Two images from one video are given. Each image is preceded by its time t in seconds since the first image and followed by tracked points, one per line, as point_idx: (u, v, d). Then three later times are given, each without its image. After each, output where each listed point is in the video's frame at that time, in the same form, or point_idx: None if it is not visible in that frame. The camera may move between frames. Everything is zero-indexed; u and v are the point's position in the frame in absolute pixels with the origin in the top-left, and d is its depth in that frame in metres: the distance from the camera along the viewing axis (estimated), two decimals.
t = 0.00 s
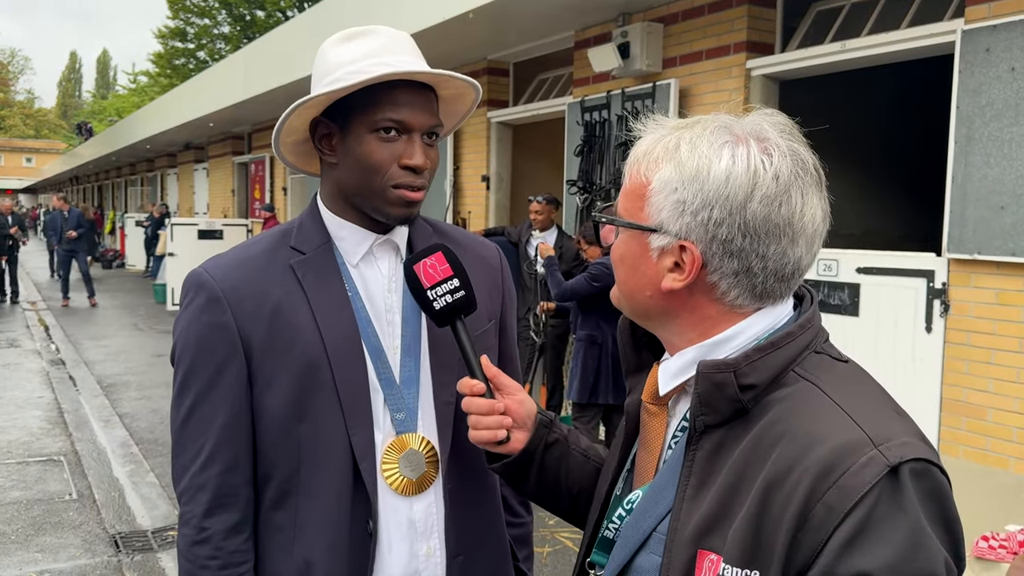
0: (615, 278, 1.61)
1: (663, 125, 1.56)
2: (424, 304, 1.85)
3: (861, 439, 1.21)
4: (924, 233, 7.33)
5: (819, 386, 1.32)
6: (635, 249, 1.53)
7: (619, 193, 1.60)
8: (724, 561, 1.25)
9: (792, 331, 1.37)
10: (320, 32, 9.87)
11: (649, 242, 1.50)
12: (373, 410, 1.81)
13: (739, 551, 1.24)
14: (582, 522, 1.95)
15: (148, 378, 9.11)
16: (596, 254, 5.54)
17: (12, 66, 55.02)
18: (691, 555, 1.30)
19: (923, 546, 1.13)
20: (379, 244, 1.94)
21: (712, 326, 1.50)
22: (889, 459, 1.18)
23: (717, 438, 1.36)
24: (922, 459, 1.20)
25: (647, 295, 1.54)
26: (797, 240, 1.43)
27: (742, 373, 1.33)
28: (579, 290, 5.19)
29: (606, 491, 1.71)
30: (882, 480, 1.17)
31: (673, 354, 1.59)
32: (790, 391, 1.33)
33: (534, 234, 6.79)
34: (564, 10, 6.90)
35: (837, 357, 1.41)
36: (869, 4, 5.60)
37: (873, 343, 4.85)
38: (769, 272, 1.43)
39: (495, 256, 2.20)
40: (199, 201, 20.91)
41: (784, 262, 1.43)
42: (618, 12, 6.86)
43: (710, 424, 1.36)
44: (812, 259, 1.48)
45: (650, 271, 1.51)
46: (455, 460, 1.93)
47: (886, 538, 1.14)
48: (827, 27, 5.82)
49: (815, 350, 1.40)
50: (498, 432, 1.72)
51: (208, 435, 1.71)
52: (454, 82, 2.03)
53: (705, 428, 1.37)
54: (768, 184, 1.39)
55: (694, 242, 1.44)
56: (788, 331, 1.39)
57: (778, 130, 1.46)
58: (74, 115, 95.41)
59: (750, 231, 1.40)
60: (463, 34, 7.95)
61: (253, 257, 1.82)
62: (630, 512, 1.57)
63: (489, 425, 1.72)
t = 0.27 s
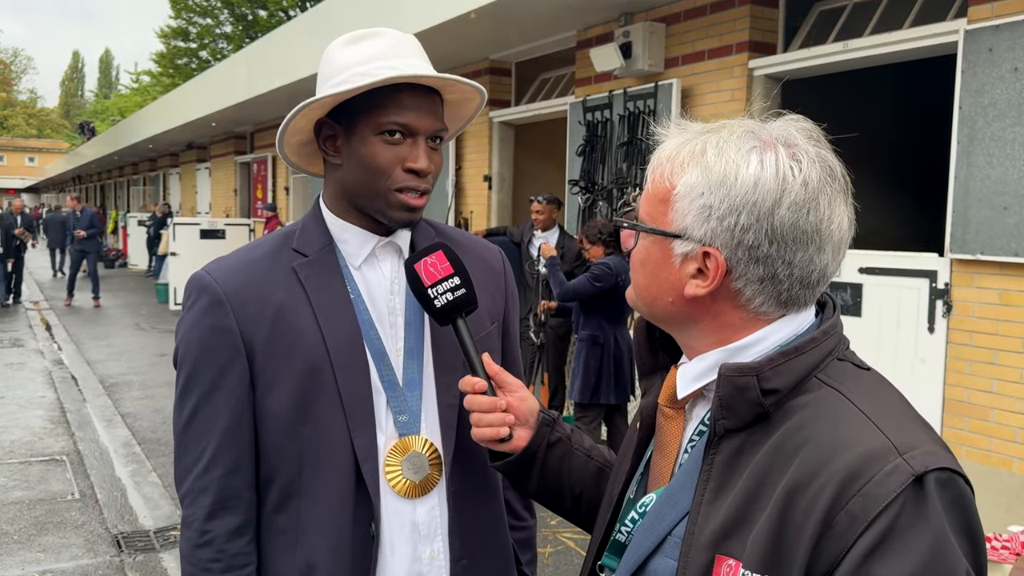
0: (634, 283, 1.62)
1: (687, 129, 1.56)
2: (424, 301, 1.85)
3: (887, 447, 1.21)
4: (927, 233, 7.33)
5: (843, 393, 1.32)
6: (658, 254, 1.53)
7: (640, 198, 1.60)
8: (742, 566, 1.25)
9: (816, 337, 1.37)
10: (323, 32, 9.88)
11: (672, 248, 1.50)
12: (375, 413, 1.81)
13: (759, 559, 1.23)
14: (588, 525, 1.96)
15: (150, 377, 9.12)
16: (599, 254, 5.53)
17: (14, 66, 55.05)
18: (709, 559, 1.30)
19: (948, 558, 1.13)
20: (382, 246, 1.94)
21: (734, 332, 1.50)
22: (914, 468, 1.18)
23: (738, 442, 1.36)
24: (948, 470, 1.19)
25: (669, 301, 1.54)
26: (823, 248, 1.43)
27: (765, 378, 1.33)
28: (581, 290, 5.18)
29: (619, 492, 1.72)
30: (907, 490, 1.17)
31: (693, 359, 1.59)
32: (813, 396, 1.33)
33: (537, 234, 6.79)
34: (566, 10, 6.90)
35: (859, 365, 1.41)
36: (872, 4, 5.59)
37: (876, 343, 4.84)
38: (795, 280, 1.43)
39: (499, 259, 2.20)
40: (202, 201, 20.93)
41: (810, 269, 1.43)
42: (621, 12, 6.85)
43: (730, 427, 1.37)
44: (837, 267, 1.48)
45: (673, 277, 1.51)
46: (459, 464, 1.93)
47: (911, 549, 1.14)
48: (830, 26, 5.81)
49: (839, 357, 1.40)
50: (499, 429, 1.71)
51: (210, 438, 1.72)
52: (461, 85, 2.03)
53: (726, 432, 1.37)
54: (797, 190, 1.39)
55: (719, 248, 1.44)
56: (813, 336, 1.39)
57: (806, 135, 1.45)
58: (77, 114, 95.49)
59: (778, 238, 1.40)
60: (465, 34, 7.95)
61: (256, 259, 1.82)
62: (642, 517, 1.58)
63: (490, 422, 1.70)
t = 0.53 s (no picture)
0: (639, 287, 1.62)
1: (693, 132, 1.56)
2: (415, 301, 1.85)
3: (897, 453, 1.21)
4: (928, 233, 7.32)
5: (850, 398, 1.32)
6: (664, 258, 1.53)
7: (645, 202, 1.60)
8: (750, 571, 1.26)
9: (823, 341, 1.37)
10: (324, 32, 9.89)
11: (679, 252, 1.50)
12: (374, 415, 1.81)
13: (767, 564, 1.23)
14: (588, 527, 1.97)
15: (151, 377, 9.14)
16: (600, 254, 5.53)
17: (17, 66, 55.13)
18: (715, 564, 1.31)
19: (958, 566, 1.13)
20: (380, 247, 1.94)
21: (741, 337, 1.50)
22: (925, 475, 1.18)
23: (745, 447, 1.36)
24: (959, 477, 1.19)
25: (675, 306, 1.54)
26: (834, 252, 1.43)
27: (773, 381, 1.33)
28: (582, 291, 5.18)
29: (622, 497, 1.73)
30: (918, 497, 1.17)
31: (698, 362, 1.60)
32: (820, 401, 1.33)
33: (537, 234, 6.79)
34: (567, 10, 6.90)
35: (866, 370, 1.41)
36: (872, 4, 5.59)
37: (877, 343, 4.85)
38: (804, 284, 1.43)
39: (497, 260, 2.20)
40: (204, 201, 20.95)
41: (820, 274, 1.43)
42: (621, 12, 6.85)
43: (738, 431, 1.36)
44: (846, 272, 1.48)
45: (679, 283, 1.51)
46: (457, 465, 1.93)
47: (923, 557, 1.14)
48: (831, 26, 5.81)
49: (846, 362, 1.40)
50: (494, 427, 1.70)
51: (208, 440, 1.72)
52: (458, 86, 2.03)
53: (733, 436, 1.37)
54: (807, 194, 1.39)
55: (728, 252, 1.44)
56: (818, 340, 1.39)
57: (816, 138, 1.45)
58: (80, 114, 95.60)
59: (788, 243, 1.40)
60: (466, 34, 7.95)
61: (253, 261, 1.82)
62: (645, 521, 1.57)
63: (484, 420, 1.70)
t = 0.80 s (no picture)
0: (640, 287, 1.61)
1: (694, 130, 1.55)
2: (411, 301, 1.85)
3: (900, 453, 1.20)
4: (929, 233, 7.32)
5: (852, 396, 1.31)
6: (664, 258, 1.52)
7: (644, 201, 1.59)
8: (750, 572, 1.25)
9: (825, 340, 1.35)
10: (326, 32, 9.88)
11: (680, 252, 1.49)
12: (371, 416, 1.81)
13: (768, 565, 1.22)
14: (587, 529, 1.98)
15: (153, 377, 9.14)
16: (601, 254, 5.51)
17: (20, 66, 55.20)
18: (714, 566, 1.31)
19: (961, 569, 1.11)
20: (377, 247, 1.93)
21: (742, 337, 1.49)
22: (928, 474, 1.17)
23: (745, 446, 1.36)
24: (962, 477, 1.18)
25: (677, 306, 1.53)
26: (836, 251, 1.42)
27: (774, 380, 1.32)
28: (583, 291, 5.17)
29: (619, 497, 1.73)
30: (919, 498, 1.16)
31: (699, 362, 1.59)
32: (820, 401, 1.32)
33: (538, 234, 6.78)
34: (568, 10, 6.89)
35: (868, 369, 1.40)
36: (874, 4, 5.57)
37: (879, 342, 4.83)
38: (807, 283, 1.42)
39: (494, 259, 2.20)
40: (206, 201, 20.96)
41: (822, 273, 1.42)
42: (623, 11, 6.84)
43: (739, 431, 1.36)
44: (849, 271, 1.47)
45: (680, 283, 1.51)
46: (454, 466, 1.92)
47: (926, 558, 1.13)
48: (833, 26, 5.79)
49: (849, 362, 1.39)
50: (490, 427, 1.69)
51: (204, 441, 1.71)
52: (457, 86, 2.02)
53: (733, 436, 1.37)
54: (810, 192, 1.38)
55: (729, 252, 1.43)
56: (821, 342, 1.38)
57: (818, 136, 1.44)
58: (82, 114, 95.70)
59: (791, 241, 1.39)
60: (468, 34, 7.94)
61: (249, 261, 1.82)
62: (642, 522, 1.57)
63: (480, 421, 1.69)
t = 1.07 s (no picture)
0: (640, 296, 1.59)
1: (683, 133, 1.54)
2: (411, 302, 1.83)
3: (905, 454, 1.18)
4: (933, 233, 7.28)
5: (858, 397, 1.29)
6: (661, 267, 1.51)
7: (638, 210, 1.58)
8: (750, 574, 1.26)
9: (832, 341, 1.34)
10: (327, 32, 9.86)
11: (676, 258, 1.48)
12: (367, 417, 1.79)
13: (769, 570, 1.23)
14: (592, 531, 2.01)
15: (155, 377, 9.14)
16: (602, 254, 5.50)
17: (22, 66, 55.25)
18: (715, 568, 1.32)
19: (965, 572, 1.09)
20: (375, 247, 1.92)
21: (744, 339, 1.47)
22: (934, 478, 1.14)
23: (748, 447, 1.36)
24: (970, 480, 1.15)
25: (678, 313, 1.51)
26: (833, 245, 1.40)
27: (779, 381, 1.30)
28: (584, 291, 5.15)
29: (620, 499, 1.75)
30: (924, 501, 1.13)
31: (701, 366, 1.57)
32: (826, 401, 1.30)
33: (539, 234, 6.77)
34: (570, 10, 6.87)
35: (874, 371, 1.37)
36: (877, 3, 5.55)
37: (882, 343, 4.81)
38: (806, 280, 1.40)
39: (494, 259, 2.18)
40: (208, 201, 20.95)
41: (820, 269, 1.40)
42: (625, 11, 6.81)
43: (742, 431, 1.37)
44: (847, 267, 1.45)
45: (678, 290, 1.49)
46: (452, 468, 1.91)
47: (931, 562, 1.11)
48: (835, 26, 5.77)
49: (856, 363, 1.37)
50: (487, 430, 1.66)
51: (198, 443, 1.69)
52: (458, 90, 2.01)
53: (737, 436, 1.37)
54: (800, 187, 1.36)
55: (724, 254, 1.42)
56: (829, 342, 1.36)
57: (804, 131, 1.43)
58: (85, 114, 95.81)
59: (785, 239, 1.37)
60: (469, 34, 7.92)
61: (245, 261, 1.80)
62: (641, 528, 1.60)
63: (478, 422, 1.65)
